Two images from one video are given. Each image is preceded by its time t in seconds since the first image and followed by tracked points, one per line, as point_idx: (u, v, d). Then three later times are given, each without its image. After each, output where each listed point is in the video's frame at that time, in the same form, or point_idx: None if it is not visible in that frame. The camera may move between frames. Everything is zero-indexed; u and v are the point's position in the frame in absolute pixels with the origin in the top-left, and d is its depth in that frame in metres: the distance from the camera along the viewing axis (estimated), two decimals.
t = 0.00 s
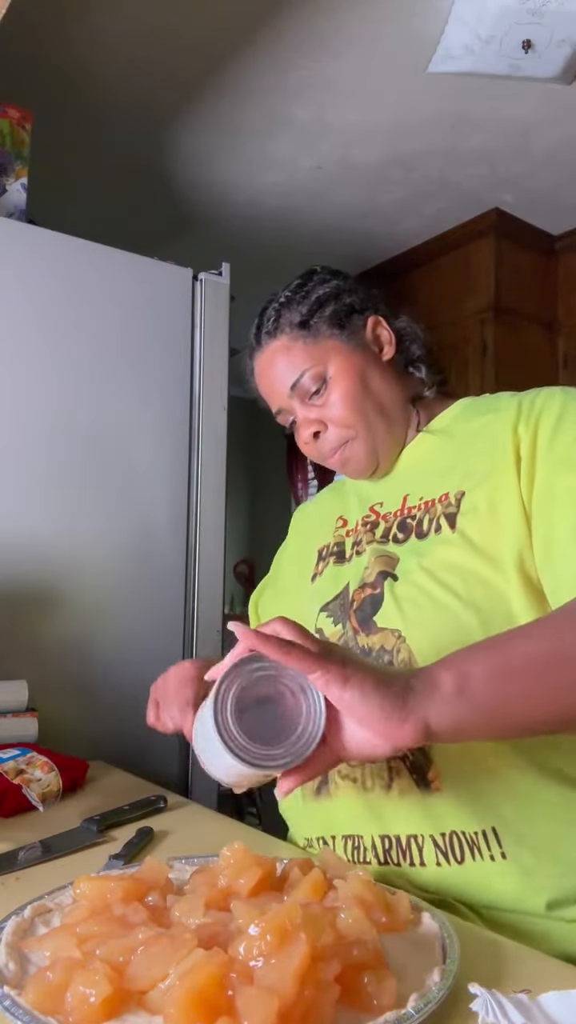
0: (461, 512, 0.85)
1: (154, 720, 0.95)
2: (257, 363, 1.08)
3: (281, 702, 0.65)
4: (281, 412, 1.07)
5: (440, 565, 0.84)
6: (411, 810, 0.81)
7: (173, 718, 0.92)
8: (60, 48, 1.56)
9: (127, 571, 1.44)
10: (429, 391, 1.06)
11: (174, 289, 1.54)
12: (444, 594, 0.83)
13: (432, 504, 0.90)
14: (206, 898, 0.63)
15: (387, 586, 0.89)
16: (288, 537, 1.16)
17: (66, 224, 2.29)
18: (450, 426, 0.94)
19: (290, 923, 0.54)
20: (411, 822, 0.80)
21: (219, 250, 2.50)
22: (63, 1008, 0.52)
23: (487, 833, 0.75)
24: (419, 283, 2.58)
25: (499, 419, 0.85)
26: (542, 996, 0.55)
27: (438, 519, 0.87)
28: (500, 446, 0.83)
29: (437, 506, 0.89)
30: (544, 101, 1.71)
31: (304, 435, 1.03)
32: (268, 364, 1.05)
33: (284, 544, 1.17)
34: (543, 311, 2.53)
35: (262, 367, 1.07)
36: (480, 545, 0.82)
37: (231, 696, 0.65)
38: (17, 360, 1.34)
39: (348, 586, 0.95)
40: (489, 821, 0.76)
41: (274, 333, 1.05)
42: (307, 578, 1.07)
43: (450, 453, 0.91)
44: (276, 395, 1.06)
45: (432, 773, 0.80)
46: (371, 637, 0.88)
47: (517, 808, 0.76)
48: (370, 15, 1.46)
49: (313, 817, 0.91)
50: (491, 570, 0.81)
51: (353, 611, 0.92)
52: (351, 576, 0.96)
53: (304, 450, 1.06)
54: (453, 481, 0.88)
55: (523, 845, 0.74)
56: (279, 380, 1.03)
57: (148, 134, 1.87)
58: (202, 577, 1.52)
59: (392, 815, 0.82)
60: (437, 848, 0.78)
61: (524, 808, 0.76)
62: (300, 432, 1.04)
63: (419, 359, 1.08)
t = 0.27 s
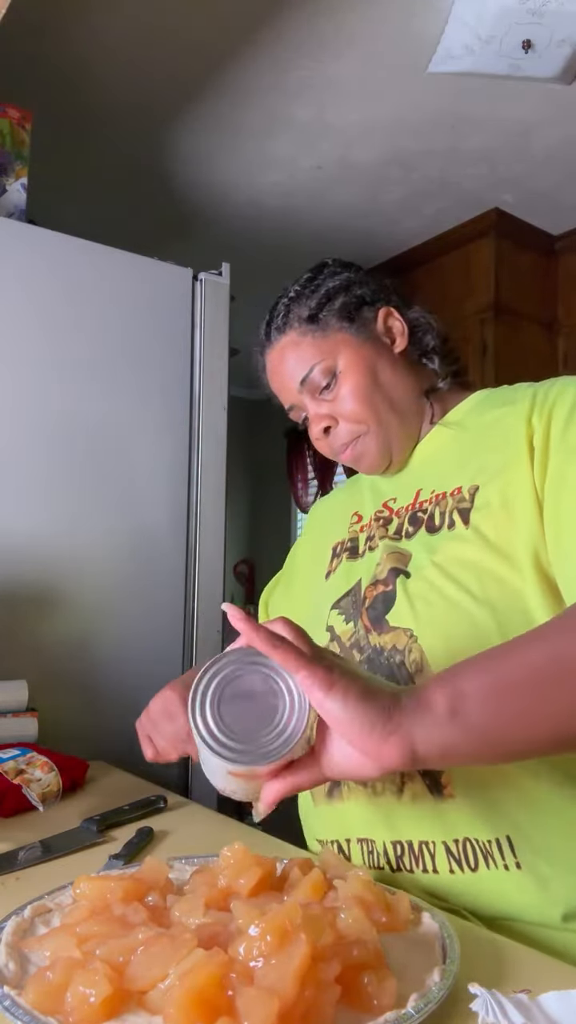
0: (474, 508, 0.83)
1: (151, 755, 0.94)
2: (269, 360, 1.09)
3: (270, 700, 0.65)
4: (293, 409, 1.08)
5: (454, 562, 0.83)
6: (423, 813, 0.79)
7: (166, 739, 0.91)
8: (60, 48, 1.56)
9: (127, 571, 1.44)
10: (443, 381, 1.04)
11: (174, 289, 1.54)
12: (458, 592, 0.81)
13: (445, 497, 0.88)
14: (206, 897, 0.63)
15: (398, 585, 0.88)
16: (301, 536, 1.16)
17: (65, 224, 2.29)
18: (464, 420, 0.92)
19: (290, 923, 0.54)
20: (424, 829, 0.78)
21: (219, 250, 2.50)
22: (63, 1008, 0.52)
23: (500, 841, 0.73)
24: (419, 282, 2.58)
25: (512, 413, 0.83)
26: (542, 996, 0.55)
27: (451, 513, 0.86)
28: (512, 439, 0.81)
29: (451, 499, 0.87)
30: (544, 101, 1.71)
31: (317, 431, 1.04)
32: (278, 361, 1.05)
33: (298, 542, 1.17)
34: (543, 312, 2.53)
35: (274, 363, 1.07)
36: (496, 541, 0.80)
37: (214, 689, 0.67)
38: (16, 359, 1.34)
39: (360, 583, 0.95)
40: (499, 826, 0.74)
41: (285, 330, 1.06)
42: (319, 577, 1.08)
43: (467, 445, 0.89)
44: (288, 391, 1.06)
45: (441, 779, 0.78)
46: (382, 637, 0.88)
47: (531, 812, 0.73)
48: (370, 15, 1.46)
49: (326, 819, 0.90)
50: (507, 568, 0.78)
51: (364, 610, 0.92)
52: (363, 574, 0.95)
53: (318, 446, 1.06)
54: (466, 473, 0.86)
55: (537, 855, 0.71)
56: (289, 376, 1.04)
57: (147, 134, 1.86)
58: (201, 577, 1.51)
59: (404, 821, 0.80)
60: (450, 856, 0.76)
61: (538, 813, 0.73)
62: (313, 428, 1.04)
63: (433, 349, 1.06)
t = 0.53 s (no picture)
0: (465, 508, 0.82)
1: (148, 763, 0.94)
2: (266, 369, 1.10)
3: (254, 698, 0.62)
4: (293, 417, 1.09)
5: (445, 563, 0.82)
6: (423, 817, 0.79)
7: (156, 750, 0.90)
8: (60, 48, 1.56)
9: (127, 571, 1.44)
10: (439, 382, 1.03)
11: (174, 289, 1.53)
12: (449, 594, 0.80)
13: (440, 498, 0.88)
14: (206, 895, 0.63)
15: (392, 587, 0.88)
16: (309, 545, 1.16)
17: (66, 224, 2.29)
18: (460, 420, 0.91)
19: (291, 924, 0.53)
20: (428, 834, 0.78)
21: (219, 250, 2.50)
22: (63, 1008, 0.52)
23: (503, 845, 0.73)
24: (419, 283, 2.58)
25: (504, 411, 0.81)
26: (543, 997, 0.55)
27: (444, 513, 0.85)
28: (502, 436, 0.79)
29: (446, 499, 0.86)
30: (544, 101, 1.71)
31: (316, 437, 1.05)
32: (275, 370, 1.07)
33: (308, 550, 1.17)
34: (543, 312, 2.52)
35: (271, 373, 1.09)
36: (485, 539, 0.78)
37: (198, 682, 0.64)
38: (17, 360, 1.34)
39: (358, 588, 0.95)
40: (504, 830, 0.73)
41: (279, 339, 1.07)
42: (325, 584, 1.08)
43: (463, 445, 0.88)
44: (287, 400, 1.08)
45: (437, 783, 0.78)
46: (376, 643, 0.88)
47: (536, 814, 0.72)
48: (370, 15, 1.46)
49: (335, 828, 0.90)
50: (499, 568, 0.77)
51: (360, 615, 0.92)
52: (361, 578, 0.95)
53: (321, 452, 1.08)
54: (460, 473, 0.86)
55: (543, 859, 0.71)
56: (287, 385, 1.05)
57: (148, 134, 1.86)
58: (202, 578, 1.51)
59: (406, 826, 0.81)
60: (455, 862, 0.76)
61: (543, 813, 0.72)
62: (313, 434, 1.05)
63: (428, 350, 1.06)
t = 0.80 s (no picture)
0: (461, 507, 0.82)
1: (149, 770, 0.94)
2: (265, 380, 1.12)
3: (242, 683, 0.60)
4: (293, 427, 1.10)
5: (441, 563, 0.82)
6: (422, 820, 0.79)
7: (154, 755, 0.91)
8: (60, 47, 1.56)
9: (127, 571, 1.44)
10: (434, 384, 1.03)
11: (174, 289, 1.53)
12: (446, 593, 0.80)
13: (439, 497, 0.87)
14: (206, 895, 0.62)
15: (389, 590, 0.88)
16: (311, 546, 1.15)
17: (67, 224, 2.29)
18: (456, 419, 0.90)
19: (291, 925, 0.53)
20: (424, 837, 0.78)
21: (219, 250, 2.50)
22: (63, 1008, 0.52)
23: (499, 847, 0.73)
24: (419, 283, 2.58)
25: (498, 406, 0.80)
26: (542, 997, 0.55)
27: (441, 513, 0.85)
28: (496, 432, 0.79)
29: (442, 499, 0.86)
30: (544, 101, 1.71)
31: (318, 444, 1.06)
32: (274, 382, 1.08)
33: (309, 551, 1.16)
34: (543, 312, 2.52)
35: (270, 384, 1.11)
36: (480, 539, 0.78)
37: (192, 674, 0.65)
38: (18, 359, 1.34)
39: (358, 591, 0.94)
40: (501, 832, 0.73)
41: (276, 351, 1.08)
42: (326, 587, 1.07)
43: (459, 443, 0.87)
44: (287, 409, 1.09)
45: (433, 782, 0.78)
46: (373, 643, 0.87)
47: (533, 814, 0.72)
48: (369, 16, 1.46)
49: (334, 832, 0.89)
50: (495, 568, 0.77)
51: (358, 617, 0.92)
52: (362, 581, 0.95)
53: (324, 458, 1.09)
54: (457, 472, 0.85)
55: (540, 859, 0.71)
56: (286, 395, 1.07)
57: (147, 133, 1.86)
58: (201, 579, 1.51)
59: (404, 830, 0.80)
60: (451, 863, 0.76)
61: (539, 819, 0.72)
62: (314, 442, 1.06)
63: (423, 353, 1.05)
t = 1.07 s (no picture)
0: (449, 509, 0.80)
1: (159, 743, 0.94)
2: (261, 380, 1.12)
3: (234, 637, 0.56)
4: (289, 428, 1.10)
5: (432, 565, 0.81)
6: (415, 818, 0.79)
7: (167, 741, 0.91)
8: (60, 48, 1.56)
9: (127, 572, 1.44)
10: (429, 387, 1.03)
11: (174, 289, 1.53)
12: (438, 597, 0.80)
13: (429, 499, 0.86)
14: (206, 895, 0.63)
15: (380, 593, 0.88)
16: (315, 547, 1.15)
17: (66, 224, 2.29)
18: (448, 420, 0.89)
19: (291, 925, 0.53)
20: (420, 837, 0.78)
21: (219, 250, 2.50)
22: (63, 1008, 0.52)
23: (491, 847, 0.72)
24: (419, 283, 2.58)
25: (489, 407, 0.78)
26: (542, 996, 0.55)
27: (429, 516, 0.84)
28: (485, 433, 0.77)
29: (431, 503, 0.85)
30: (544, 101, 1.71)
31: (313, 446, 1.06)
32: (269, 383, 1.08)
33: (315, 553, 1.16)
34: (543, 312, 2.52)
35: (265, 386, 1.10)
36: (469, 541, 0.77)
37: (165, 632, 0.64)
38: (19, 360, 1.34)
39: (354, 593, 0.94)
40: (493, 827, 0.73)
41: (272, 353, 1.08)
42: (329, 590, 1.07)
43: (450, 444, 0.86)
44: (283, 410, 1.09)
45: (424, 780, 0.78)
46: (365, 645, 0.87)
47: (525, 817, 0.71)
48: (369, 16, 1.46)
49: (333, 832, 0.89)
50: (478, 567, 0.76)
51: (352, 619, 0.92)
52: (357, 583, 0.94)
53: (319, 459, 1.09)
54: (446, 474, 0.84)
55: (534, 858, 0.70)
56: (281, 396, 1.07)
57: (147, 133, 1.86)
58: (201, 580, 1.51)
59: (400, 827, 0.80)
60: (446, 863, 0.75)
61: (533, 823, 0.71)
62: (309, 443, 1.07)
63: (418, 355, 1.05)
